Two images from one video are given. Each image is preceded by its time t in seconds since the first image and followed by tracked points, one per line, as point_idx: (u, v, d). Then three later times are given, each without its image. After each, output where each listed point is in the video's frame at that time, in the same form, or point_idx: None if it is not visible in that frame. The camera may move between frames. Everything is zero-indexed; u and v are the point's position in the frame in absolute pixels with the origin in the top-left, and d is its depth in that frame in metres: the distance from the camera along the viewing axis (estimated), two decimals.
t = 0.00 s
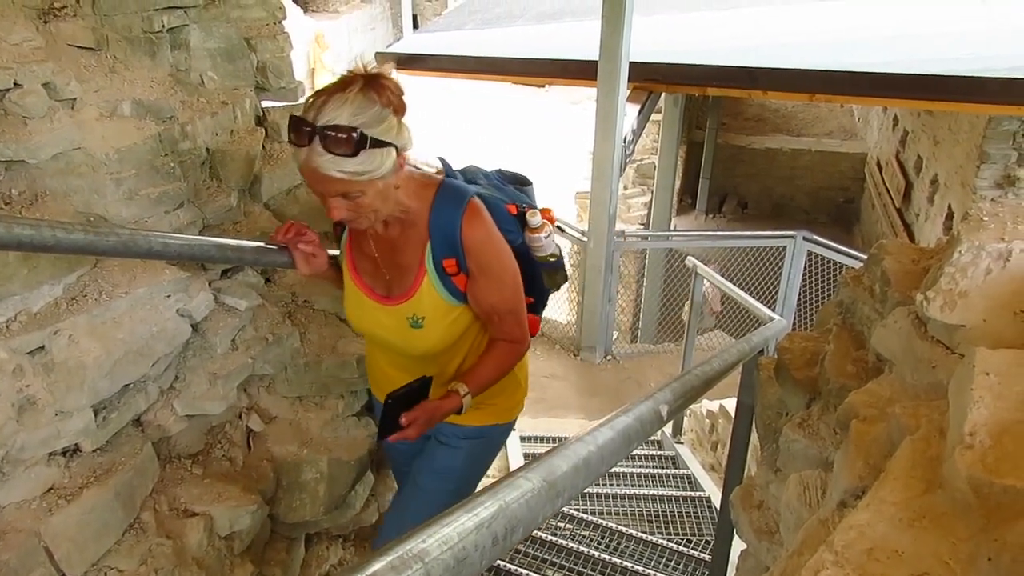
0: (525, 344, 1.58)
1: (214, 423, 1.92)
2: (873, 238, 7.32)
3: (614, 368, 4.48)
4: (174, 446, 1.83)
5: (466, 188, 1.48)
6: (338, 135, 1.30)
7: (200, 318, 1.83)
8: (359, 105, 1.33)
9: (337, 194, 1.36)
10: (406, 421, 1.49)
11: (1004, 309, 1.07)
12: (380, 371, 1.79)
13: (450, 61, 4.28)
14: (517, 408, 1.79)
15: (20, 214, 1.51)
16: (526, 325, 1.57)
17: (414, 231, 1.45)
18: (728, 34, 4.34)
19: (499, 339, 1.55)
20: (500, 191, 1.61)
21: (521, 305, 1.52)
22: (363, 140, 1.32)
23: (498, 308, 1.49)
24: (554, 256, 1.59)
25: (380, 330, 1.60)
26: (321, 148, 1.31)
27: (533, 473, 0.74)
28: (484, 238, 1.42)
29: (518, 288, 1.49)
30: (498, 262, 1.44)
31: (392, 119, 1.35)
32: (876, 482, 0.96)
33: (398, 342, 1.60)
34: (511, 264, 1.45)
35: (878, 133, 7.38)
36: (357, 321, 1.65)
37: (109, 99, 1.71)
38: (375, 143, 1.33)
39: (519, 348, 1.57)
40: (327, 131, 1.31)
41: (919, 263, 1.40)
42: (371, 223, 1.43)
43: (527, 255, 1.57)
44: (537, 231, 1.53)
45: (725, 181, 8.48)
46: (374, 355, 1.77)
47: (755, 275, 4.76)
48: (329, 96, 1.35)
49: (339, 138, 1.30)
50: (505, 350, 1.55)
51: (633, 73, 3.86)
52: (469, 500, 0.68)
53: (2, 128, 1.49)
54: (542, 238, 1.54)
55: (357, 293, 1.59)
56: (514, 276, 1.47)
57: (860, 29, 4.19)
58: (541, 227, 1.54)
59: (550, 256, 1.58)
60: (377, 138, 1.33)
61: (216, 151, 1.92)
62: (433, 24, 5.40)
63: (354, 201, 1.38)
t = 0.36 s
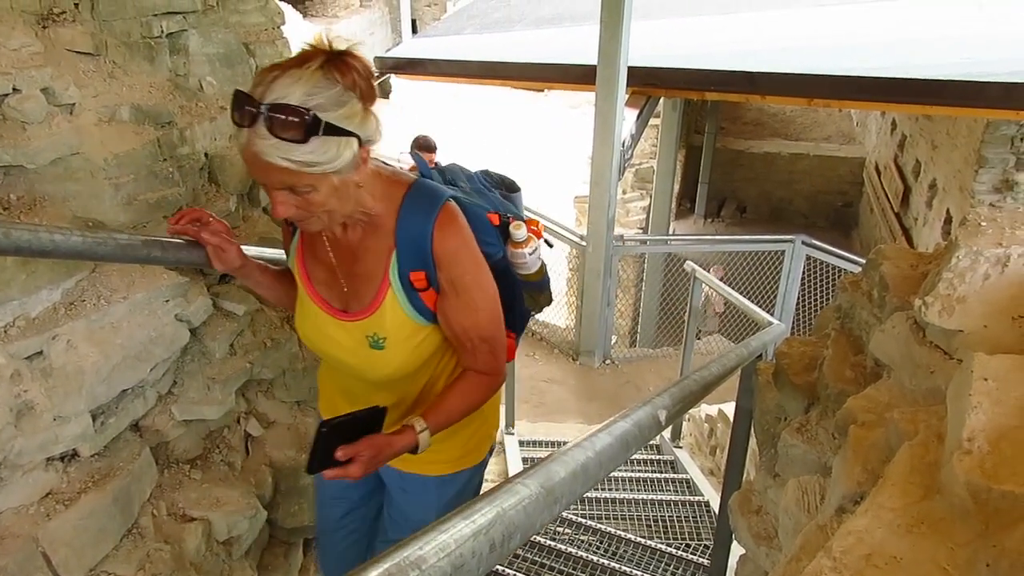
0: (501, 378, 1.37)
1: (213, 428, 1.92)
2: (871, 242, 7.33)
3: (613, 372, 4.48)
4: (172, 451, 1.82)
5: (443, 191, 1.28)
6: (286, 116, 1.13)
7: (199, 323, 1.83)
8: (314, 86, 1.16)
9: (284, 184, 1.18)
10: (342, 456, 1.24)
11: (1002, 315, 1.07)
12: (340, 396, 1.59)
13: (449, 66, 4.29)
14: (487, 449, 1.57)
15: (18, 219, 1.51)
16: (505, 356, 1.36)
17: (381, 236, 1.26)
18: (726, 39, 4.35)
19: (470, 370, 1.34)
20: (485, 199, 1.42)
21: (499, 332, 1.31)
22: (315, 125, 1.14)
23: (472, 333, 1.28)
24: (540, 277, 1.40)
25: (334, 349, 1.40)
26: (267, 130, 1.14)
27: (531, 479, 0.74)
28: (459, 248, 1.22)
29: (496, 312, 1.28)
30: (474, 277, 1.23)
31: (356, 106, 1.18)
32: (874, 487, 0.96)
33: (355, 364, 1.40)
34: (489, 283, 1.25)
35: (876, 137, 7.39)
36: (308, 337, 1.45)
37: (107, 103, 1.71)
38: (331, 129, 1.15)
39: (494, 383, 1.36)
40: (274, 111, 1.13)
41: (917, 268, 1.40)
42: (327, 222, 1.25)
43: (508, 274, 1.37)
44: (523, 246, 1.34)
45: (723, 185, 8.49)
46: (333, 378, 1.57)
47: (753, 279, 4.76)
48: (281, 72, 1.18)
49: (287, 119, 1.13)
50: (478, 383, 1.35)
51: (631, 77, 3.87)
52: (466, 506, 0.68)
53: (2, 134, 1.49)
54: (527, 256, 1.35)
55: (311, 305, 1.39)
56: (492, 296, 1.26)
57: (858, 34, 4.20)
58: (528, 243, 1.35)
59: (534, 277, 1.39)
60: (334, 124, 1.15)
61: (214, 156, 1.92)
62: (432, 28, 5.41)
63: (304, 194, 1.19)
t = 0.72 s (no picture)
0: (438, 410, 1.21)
1: (208, 422, 1.92)
2: (867, 237, 7.34)
3: (610, 368, 4.48)
4: (168, 446, 1.81)
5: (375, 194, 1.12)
6: (169, 106, 0.97)
7: (195, 318, 1.82)
8: (206, 70, 0.99)
9: (169, 186, 1.02)
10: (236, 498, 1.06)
11: (998, 309, 1.07)
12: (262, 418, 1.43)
13: (446, 61, 4.28)
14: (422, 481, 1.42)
15: (13, 213, 1.50)
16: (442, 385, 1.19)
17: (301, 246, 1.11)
18: (723, 34, 4.34)
19: (399, 400, 1.17)
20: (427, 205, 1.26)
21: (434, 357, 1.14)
22: (201, 117, 0.98)
23: (400, 359, 1.12)
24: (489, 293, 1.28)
25: (249, 367, 1.24)
26: (146, 122, 0.98)
27: (526, 474, 0.74)
28: (387, 259, 1.05)
29: (430, 334, 1.11)
30: (404, 295, 1.07)
31: (260, 96, 1.01)
32: (869, 481, 0.96)
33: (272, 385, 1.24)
34: (423, 302, 1.09)
35: (873, 132, 7.39)
36: (220, 353, 1.28)
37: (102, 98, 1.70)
38: (223, 123, 0.99)
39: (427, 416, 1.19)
40: (156, 102, 0.98)
41: (913, 262, 1.40)
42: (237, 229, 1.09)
43: (449, 286, 1.21)
44: (467, 260, 1.23)
45: (720, 180, 8.49)
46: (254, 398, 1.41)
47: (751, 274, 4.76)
48: (173, 52, 1.02)
49: (169, 110, 0.97)
50: (407, 415, 1.17)
51: (629, 72, 3.87)
52: (461, 500, 0.68)
53: None
54: (473, 270, 1.23)
55: (226, 319, 1.24)
56: (426, 317, 1.10)
57: (855, 29, 4.20)
58: (473, 257, 1.23)
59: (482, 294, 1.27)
60: (226, 117, 0.99)
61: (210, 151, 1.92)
62: (429, 24, 5.40)
63: (196, 197, 1.03)
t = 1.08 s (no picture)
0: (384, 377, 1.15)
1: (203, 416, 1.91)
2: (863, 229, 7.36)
3: (605, 360, 4.48)
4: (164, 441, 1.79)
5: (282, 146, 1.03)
6: (7, 31, 0.81)
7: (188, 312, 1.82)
8: None
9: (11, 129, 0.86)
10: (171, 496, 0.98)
11: (993, 300, 1.07)
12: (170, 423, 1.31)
13: (440, 54, 4.26)
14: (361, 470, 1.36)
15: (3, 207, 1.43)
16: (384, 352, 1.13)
17: (207, 215, 1.01)
18: (719, 26, 4.33)
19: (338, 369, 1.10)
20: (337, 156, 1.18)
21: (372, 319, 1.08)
22: (49, 43, 0.83)
23: (335, 324, 1.05)
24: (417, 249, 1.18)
25: (157, 364, 1.12)
26: None
27: (523, 465, 0.74)
28: (307, 214, 0.98)
29: (364, 293, 1.05)
30: (333, 253, 1.00)
31: (124, 24, 0.89)
32: (864, 472, 0.96)
33: (188, 381, 1.13)
34: (353, 258, 1.02)
35: (869, 125, 7.40)
36: (120, 357, 1.16)
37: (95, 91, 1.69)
38: (72, 52, 0.85)
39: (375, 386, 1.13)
40: None
41: (908, 254, 1.41)
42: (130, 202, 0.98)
43: (378, 247, 1.13)
44: (392, 211, 1.12)
45: (716, 173, 8.50)
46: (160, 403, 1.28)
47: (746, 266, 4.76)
48: None
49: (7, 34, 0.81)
50: (348, 384, 1.11)
51: (624, 64, 3.86)
52: (456, 492, 0.68)
53: None
54: (400, 224, 1.13)
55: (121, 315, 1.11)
56: (361, 276, 1.03)
57: (851, 21, 4.19)
58: (398, 210, 1.13)
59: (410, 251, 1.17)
60: (78, 45, 0.85)
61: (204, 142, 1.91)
62: (424, 16, 5.37)
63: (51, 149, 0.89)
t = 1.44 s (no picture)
0: (316, 390, 0.88)
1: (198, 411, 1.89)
2: (860, 222, 7.36)
3: (603, 354, 4.48)
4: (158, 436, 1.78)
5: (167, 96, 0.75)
6: None
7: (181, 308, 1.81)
8: None
9: None
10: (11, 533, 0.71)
11: (989, 292, 1.08)
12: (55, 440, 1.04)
13: (436, 47, 4.26)
14: (298, 502, 1.07)
15: None
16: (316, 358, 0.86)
17: (55, 182, 0.72)
18: (716, 19, 4.32)
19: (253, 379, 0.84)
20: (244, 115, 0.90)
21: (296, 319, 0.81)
22: None
23: (245, 326, 0.78)
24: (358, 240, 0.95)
25: (18, 378, 0.85)
26: None
27: (520, 458, 0.74)
28: (202, 184, 0.71)
29: (282, 288, 0.78)
30: (237, 238, 0.73)
31: None
32: (861, 464, 0.97)
33: (63, 397, 0.86)
34: (265, 244, 0.75)
35: (865, 118, 7.40)
36: None
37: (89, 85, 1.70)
38: None
39: (302, 400, 0.87)
40: None
41: (905, 247, 1.41)
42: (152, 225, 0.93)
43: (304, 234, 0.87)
44: (323, 190, 0.89)
45: (713, 166, 8.50)
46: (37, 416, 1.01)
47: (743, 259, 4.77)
48: None
49: None
50: (267, 399, 0.85)
51: (621, 57, 3.85)
52: (453, 486, 0.68)
53: None
54: (333, 206, 0.90)
55: None
56: (279, 261, 0.76)
57: (848, 13, 4.19)
58: (331, 190, 0.89)
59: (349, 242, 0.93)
60: None
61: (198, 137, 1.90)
62: (420, 9, 5.36)
63: None
